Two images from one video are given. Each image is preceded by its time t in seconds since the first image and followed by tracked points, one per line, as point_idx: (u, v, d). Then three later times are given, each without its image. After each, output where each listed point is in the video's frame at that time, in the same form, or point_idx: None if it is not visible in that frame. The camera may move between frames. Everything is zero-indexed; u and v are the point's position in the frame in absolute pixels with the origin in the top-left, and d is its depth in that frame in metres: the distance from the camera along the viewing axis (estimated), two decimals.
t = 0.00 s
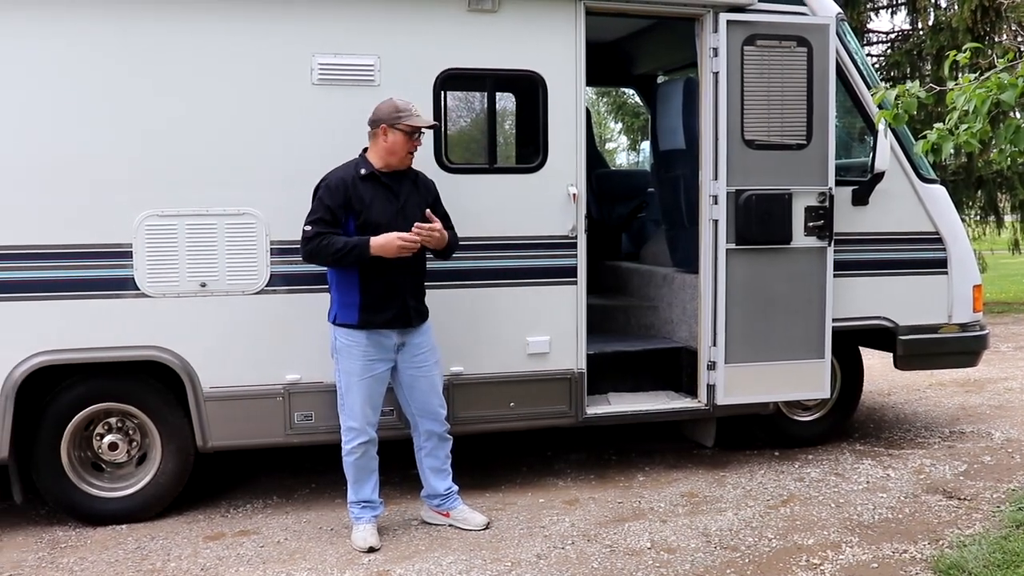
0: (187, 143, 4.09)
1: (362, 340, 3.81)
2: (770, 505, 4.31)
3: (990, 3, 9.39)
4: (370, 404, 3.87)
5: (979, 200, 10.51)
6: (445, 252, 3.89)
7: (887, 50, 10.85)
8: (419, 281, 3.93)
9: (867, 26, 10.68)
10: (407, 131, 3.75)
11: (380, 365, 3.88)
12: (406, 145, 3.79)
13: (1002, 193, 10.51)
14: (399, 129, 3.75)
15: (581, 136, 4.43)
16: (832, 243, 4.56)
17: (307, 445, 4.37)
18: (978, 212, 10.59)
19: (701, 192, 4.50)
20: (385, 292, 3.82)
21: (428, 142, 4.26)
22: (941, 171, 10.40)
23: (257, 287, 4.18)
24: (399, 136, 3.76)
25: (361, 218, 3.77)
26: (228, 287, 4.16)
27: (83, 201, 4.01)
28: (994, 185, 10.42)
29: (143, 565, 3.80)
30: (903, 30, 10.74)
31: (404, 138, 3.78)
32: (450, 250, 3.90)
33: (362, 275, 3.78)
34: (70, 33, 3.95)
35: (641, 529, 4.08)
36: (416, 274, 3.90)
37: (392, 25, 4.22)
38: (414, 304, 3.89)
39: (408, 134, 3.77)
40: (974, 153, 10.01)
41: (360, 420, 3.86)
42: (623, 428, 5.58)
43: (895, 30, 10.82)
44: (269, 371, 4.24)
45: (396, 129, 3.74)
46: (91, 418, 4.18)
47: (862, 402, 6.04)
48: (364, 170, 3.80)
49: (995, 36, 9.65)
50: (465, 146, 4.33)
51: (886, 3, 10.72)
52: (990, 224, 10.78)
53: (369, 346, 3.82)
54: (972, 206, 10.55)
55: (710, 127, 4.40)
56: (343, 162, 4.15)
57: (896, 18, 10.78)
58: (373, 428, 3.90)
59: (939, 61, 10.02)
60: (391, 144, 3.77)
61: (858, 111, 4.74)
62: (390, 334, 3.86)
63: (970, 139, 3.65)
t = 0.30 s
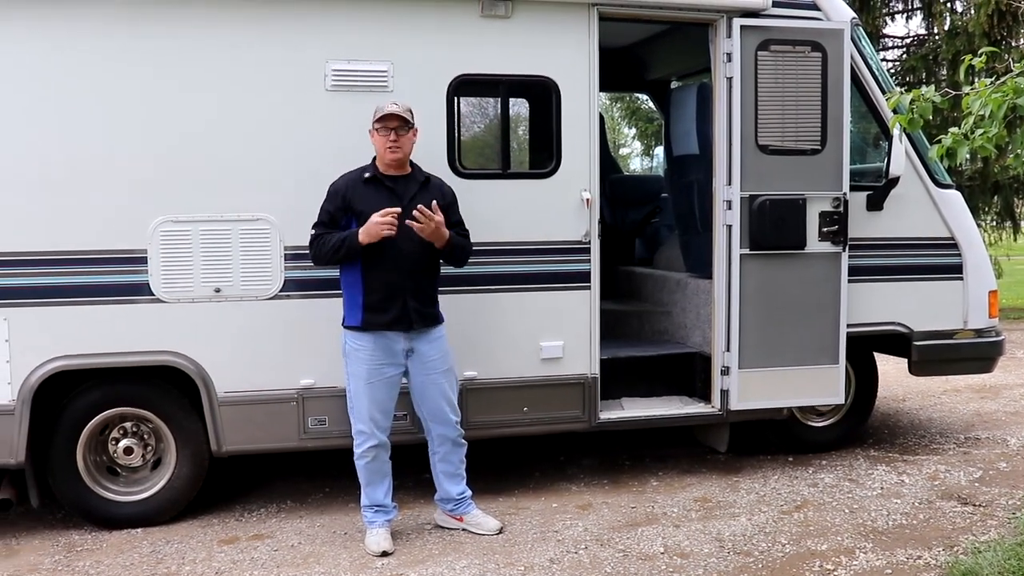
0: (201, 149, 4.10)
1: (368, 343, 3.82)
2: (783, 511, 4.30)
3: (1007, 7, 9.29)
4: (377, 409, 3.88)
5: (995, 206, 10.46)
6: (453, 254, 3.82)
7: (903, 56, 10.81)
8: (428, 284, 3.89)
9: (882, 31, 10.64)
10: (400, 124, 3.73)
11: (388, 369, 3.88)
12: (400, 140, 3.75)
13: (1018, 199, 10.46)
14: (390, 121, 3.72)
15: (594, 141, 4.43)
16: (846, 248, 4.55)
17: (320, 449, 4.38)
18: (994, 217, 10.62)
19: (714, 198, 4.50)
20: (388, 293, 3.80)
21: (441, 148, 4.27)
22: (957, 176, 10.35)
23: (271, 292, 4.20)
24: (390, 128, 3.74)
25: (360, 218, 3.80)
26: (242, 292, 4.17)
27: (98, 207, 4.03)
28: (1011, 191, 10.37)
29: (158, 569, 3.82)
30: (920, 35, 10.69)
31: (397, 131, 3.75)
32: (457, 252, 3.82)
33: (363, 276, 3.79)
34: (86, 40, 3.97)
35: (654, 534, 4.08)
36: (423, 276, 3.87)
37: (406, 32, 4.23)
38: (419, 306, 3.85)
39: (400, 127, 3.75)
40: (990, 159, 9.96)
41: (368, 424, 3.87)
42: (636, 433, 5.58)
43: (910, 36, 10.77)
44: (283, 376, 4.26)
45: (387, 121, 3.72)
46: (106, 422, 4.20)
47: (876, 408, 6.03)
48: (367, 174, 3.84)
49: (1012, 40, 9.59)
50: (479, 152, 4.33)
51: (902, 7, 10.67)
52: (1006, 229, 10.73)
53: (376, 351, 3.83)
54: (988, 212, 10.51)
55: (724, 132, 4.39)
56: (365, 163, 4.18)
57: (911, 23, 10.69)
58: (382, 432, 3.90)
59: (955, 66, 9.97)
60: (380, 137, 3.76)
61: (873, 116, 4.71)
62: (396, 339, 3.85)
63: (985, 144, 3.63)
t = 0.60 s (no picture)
0: (209, 152, 4.10)
1: (366, 346, 3.82)
2: (791, 514, 4.29)
3: (1013, 10, 9.34)
4: (379, 411, 3.87)
5: (1002, 208, 10.48)
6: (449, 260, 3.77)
7: (909, 58, 10.83)
8: (426, 288, 3.85)
9: (888, 34, 10.65)
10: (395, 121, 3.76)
11: (388, 372, 3.87)
12: (397, 137, 3.74)
13: None
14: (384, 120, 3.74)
15: (602, 145, 4.43)
16: (853, 251, 4.56)
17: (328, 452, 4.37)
18: (1000, 220, 10.69)
19: (721, 201, 4.51)
20: (385, 298, 3.79)
21: (449, 151, 4.28)
22: (963, 179, 10.36)
23: (278, 295, 4.20)
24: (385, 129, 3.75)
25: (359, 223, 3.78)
26: (249, 296, 4.17)
27: (106, 210, 4.03)
28: (1017, 193, 10.38)
29: (165, 573, 3.81)
30: (925, 38, 10.71)
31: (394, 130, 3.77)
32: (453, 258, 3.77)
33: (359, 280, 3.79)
34: (94, 43, 3.98)
35: (662, 537, 4.07)
36: (421, 281, 3.83)
37: (413, 35, 4.23)
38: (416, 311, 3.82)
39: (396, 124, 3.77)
40: (997, 162, 9.98)
41: (369, 427, 3.86)
42: (643, 437, 5.57)
43: (916, 38, 10.78)
44: (290, 380, 4.25)
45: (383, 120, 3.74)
46: (113, 426, 4.19)
47: (883, 411, 6.02)
48: (365, 178, 3.82)
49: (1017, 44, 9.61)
50: (486, 155, 4.34)
51: (908, 10, 10.69)
52: (1013, 231, 10.75)
53: (375, 354, 3.83)
54: (995, 214, 10.53)
55: (730, 135, 4.41)
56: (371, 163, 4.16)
57: (917, 26, 10.72)
58: (385, 435, 3.89)
59: (962, 69, 9.99)
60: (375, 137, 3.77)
61: (879, 118, 4.73)
62: (395, 341, 3.84)
63: (991, 147, 3.62)
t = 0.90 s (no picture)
0: (211, 161, 4.11)
1: (365, 356, 3.82)
2: (793, 524, 4.28)
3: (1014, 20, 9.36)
4: (378, 420, 3.87)
5: (1004, 217, 10.48)
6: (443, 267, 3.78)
7: (911, 68, 10.84)
8: (422, 298, 3.86)
9: (889, 43, 10.66)
10: (375, 136, 3.74)
11: (388, 381, 3.87)
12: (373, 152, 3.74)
13: None
14: (359, 135, 3.72)
15: (603, 154, 4.44)
16: (855, 261, 4.55)
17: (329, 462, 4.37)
18: (1002, 229, 10.71)
19: (723, 211, 4.51)
20: (382, 310, 3.79)
21: (450, 161, 4.29)
22: (965, 188, 10.36)
23: (279, 305, 4.20)
24: (363, 144, 3.74)
25: (353, 239, 3.78)
26: (250, 305, 4.17)
27: (108, 219, 4.04)
28: (1020, 203, 10.37)
29: None
30: (927, 47, 10.71)
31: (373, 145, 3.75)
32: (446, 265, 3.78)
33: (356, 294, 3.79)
34: (97, 53, 3.99)
35: (663, 548, 4.06)
36: (416, 290, 3.83)
37: (415, 45, 4.24)
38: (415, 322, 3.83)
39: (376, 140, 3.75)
40: (998, 171, 9.98)
41: (369, 437, 3.86)
42: (644, 446, 5.57)
43: (918, 47, 10.79)
44: (292, 389, 4.25)
45: (358, 136, 3.71)
46: (114, 435, 4.19)
47: (885, 421, 6.01)
48: (353, 194, 3.83)
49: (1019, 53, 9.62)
50: (488, 165, 4.34)
51: (909, 20, 10.66)
52: (1015, 241, 10.76)
53: (374, 363, 3.83)
54: (997, 223, 10.53)
55: (732, 144, 4.41)
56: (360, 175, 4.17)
57: (918, 35, 10.72)
58: (385, 444, 3.89)
59: (963, 79, 9.99)
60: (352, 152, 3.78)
61: (881, 128, 4.73)
62: (394, 351, 3.85)
63: (992, 157, 3.62)
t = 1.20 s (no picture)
0: (213, 167, 4.11)
1: (366, 362, 3.82)
2: (795, 532, 4.27)
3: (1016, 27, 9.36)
4: (379, 427, 3.86)
5: (1006, 224, 10.48)
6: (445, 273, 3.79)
7: (913, 75, 10.83)
8: (421, 305, 3.86)
9: (891, 50, 10.66)
10: (372, 143, 3.74)
11: (389, 388, 3.87)
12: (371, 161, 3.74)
13: None
14: (354, 140, 3.72)
15: (605, 161, 4.44)
16: (857, 268, 4.55)
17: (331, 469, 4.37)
18: (1005, 237, 10.69)
19: (725, 218, 4.50)
20: (382, 318, 3.79)
21: (453, 168, 4.29)
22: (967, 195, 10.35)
23: (281, 312, 4.19)
24: (358, 149, 3.74)
25: (352, 248, 3.78)
26: (252, 312, 4.16)
27: (110, 225, 4.04)
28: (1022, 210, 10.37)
29: None
30: (929, 55, 10.71)
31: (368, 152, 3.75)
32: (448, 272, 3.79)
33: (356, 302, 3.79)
34: (99, 59, 3.99)
35: (665, 555, 4.05)
36: (416, 297, 3.83)
37: (418, 52, 4.24)
38: (416, 328, 3.83)
39: (373, 147, 3.75)
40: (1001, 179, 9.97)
41: (369, 444, 3.86)
42: (647, 453, 5.56)
43: (920, 55, 10.78)
44: (293, 396, 4.25)
45: (352, 142, 3.72)
46: (115, 442, 4.19)
47: (888, 428, 6.01)
48: (351, 202, 3.82)
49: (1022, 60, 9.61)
50: (490, 172, 4.34)
51: (911, 27, 10.64)
52: (1018, 248, 10.75)
53: (375, 371, 3.83)
54: (999, 231, 10.53)
55: (734, 151, 4.40)
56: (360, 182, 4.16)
57: (921, 42, 10.70)
58: (386, 451, 3.88)
59: (966, 86, 9.98)
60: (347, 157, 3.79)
61: (883, 135, 4.73)
62: (395, 359, 3.84)
63: (995, 164, 3.59)
